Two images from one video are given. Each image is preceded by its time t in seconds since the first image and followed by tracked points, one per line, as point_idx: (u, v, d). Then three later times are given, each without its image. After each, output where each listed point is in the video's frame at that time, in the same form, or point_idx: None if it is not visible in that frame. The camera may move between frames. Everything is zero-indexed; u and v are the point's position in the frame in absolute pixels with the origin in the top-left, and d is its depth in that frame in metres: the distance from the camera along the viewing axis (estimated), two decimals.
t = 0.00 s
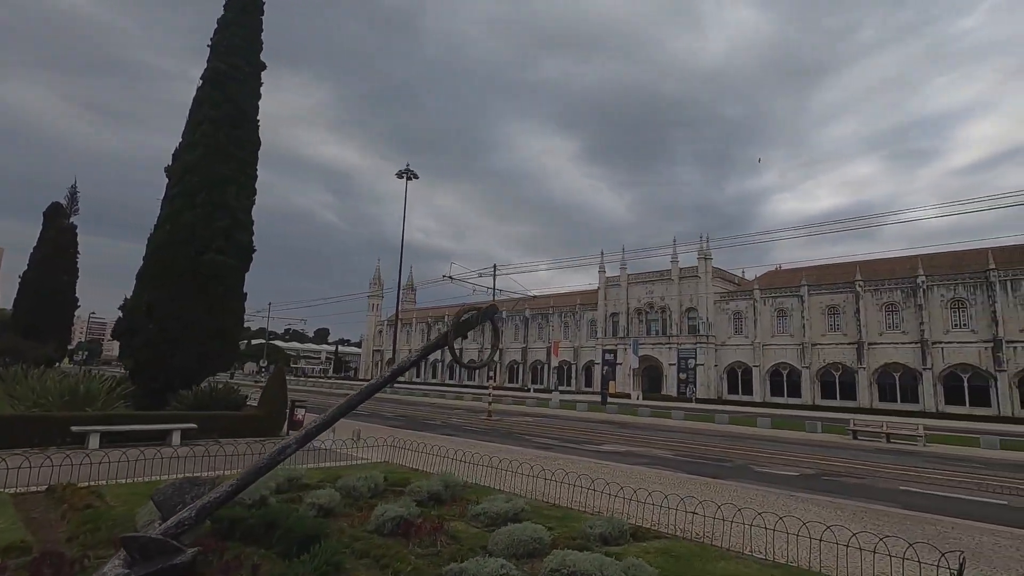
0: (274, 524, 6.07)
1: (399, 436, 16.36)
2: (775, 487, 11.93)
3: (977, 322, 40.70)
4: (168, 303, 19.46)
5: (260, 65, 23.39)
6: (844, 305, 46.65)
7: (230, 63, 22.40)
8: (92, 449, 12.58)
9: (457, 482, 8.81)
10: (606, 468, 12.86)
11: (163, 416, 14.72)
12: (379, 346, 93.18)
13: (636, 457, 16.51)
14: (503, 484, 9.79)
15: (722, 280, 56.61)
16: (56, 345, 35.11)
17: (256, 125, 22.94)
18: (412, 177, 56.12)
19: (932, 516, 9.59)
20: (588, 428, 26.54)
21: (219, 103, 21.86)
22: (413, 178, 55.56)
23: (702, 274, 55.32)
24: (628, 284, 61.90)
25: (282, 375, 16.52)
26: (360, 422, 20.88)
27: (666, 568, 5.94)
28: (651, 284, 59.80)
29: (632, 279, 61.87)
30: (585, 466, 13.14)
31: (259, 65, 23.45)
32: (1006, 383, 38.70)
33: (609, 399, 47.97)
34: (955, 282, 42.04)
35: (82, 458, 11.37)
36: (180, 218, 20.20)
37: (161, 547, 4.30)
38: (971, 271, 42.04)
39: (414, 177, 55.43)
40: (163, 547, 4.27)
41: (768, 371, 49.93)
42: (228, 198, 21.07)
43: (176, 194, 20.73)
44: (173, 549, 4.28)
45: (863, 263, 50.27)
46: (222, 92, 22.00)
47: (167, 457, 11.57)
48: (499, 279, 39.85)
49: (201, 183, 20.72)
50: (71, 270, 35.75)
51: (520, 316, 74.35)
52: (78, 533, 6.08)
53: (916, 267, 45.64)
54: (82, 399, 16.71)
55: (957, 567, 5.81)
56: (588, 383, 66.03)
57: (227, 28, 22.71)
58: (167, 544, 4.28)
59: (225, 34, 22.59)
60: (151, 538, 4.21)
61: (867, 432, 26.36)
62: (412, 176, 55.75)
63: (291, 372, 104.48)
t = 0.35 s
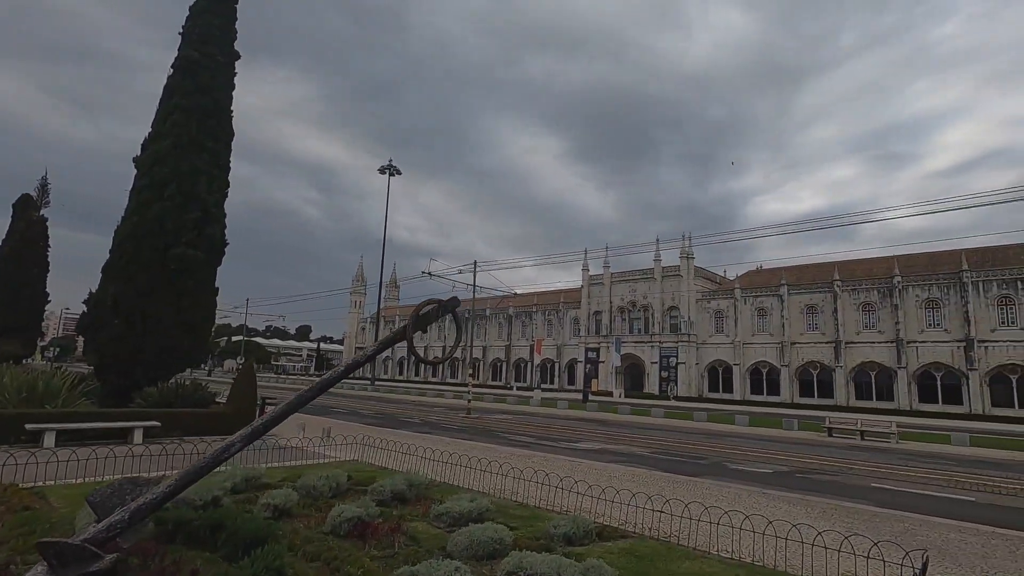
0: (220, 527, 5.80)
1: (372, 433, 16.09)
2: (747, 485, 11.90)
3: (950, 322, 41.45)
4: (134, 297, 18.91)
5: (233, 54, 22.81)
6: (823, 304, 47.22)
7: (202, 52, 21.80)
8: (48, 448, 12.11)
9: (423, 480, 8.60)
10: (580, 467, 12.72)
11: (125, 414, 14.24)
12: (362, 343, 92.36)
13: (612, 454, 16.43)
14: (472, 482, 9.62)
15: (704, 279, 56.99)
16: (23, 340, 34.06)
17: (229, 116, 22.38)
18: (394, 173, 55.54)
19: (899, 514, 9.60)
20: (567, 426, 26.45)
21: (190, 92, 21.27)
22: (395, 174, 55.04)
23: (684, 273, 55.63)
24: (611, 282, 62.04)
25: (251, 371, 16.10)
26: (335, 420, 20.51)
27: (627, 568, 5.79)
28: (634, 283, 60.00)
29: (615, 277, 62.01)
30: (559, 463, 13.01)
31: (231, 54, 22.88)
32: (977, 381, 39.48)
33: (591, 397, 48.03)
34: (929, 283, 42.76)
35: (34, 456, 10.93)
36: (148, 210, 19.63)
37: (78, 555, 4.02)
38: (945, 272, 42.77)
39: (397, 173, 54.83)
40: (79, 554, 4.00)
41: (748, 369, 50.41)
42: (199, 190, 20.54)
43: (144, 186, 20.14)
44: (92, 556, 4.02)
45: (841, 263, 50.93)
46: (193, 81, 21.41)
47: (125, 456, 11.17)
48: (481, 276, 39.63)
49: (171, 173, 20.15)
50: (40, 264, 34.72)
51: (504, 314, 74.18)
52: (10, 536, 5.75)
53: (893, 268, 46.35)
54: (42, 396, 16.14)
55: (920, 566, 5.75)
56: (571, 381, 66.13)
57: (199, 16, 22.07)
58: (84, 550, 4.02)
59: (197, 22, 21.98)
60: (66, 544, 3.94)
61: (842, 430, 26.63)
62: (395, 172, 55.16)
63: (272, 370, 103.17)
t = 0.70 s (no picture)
0: (167, 536, 5.54)
1: (350, 434, 15.80)
2: (725, 484, 11.80)
3: (931, 320, 41.91)
4: (104, 296, 18.39)
5: (208, 47, 22.30)
6: (807, 302, 47.55)
7: (175, 44, 21.29)
8: (8, 452, 11.70)
9: (393, 483, 8.38)
10: (559, 467, 12.55)
11: (91, 416, 13.81)
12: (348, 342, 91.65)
13: (593, 454, 16.28)
14: (445, 485, 9.41)
15: (690, 278, 57.17)
16: None
17: (204, 111, 21.89)
18: (380, 171, 55.00)
19: (876, 512, 9.54)
20: (552, 424, 26.32)
21: (163, 86, 20.76)
22: (381, 171, 54.55)
23: (671, 271, 55.76)
24: (598, 281, 62.06)
25: (225, 369, 15.75)
26: (313, 420, 20.15)
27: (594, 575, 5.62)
28: (620, 281, 60.06)
29: (602, 276, 62.04)
30: (538, 464, 12.83)
31: (206, 47, 22.36)
32: (957, 378, 39.97)
33: (578, 395, 47.98)
34: (911, 281, 43.19)
35: None
36: (119, 206, 19.13)
37: None
38: (926, 271, 43.25)
39: (382, 171, 54.35)
40: None
41: (734, 367, 50.60)
42: (172, 186, 20.05)
43: (115, 181, 19.62)
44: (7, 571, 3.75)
45: (825, 262, 51.36)
46: (166, 74, 20.91)
47: (87, 460, 10.80)
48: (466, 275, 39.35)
49: (142, 169, 19.65)
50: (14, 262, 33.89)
51: (491, 313, 73.97)
52: None
53: (876, 266, 46.78)
54: (6, 398, 15.64)
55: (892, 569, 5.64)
56: (558, 379, 66.09)
57: (173, 7, 21.52)
58: None
59: (169, 13, 21.44)
60: None
61: (823, 427, 26.76)
62: (381, 170, 54.67)
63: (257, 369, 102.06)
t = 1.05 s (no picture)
0: (117, 536, 5.31)
1: (331, 432, 15.53)
2: (707, 479, 11.72)
3: (917, 316, 42.21)
4: (80, 290, 18.00)
5: (188, 38, 21.88)
6: (795, 299, 47.73)
7: (154, 34, 20.87)
8: None
9: (365, 480, 8.20)
10: (540, 463, 12.40)
11: (64, 414, 13.48)
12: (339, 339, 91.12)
13: (577, 449, 16.17)
14: (421, 482, 9.25)
15: (681, 275, 57.21)
16: None
17: (183, 103, 21.45)
18: (369, 167, 54.53)
19: (855, 506, 9.49)
20: (539, 421, 26.16)
21: (141, 77, 20.34)
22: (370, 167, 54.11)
23: (661, 268, 55.78)
24: (589, 278, 62.00)
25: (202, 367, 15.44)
26: (296, 417, 19.87)
27: (562, 572, 5.48)
28: (611, 278, 60.04)
29: (592, 273, 61.98)
30: (519, 460, 12.69)
31: (187, 38, 21.94)
32: (942, 374, 40.28)
33: (568, 392, 47.94)
34: (898, 277, 43.43)
35: None
36: (95, 200, 18.73)
37: None
38: (913, 268, 43.51)
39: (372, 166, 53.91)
40: None
41: (723, 363, 50.72)
42: (150, 180, 19.64)
43: (92, 174, 19.19)
44: None
45: (814, 259, 51.57)
46: (144, 65, 20.47)
47: (54, 458, 10.49)
48: (454, 271, 39.11)
49: (119, 161, 19.23)
50: None
51: (482, 310, 73.77)
52: None
53: (864, 263, 47.02)
54: None
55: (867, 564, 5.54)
56: (549, 376, 66.03)
57: None
58: None
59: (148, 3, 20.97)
60: None
61: (809, 423, 26.83)
62: (371, 165, 54.21)
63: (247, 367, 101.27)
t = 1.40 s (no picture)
0: (81, 534, 5.15)
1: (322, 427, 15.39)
2: (698, 470, 11.60)
3: (916, 305, 42.10)
4: (66, 285, 17.82)
5: (174, 29, 21.56)
6: (793, 290, 47.60)
7: (139, 25, 20.56)
8: None
9: (348, 474, 8.06)
10: (530, 456, 12.27)
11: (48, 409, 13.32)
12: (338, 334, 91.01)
13: (570, 441, 16.04)
14: (407, 475, 9.11)
15: (679, 266, 57.02)
16: None
17: (170, 94, 21.17)
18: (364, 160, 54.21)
19: (846, 496, 9.37)
20: (536, 413, 26.07)
21: (126, 68, 20.06)
22: (366, 160, 53.74)
23: (659, 260, 55.59)
24: (587, 270, 61.83)
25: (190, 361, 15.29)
26: (288, 411, 19.72)
27: (540, 565, 5.34)
28: (609, 270, 59.87)
29: (591, 265, 61.79)
30: (509, 453, 12.56)
31: (172, 29, 21.63)
32: (940, 363, 40.22)
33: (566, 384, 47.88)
34: (896, 267, 43.31)
35: None
36: (80, 193, 18.51)
37: None
38: (911, 258, 43.39)
39: (367, 159, 53.57)
40: None
41: (722, 355, 50.63)
42: (137, 172, 19.41)
43: (77, 167, 18.96)
44: None
45: (812, 249, 51.38)
46: (129, 57, 20.18)
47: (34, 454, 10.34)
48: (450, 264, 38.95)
49: (105, 154, 18.99)
50: None
51: (480, 303, 73.63)
52: None
53: (862, 253, 46.86)
54: None
55: (855, 556, 5.40)
56: (548, 368, 66.00)
57: None
58: None
59: None
60: None
61: (805, 413, 26.78)
62: (366, 159, 53.85)
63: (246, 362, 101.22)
